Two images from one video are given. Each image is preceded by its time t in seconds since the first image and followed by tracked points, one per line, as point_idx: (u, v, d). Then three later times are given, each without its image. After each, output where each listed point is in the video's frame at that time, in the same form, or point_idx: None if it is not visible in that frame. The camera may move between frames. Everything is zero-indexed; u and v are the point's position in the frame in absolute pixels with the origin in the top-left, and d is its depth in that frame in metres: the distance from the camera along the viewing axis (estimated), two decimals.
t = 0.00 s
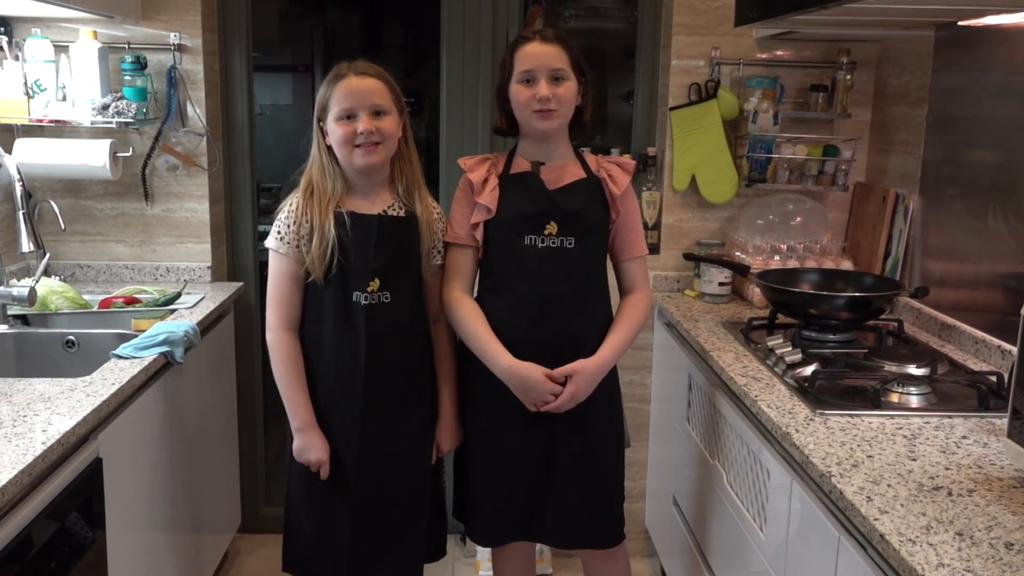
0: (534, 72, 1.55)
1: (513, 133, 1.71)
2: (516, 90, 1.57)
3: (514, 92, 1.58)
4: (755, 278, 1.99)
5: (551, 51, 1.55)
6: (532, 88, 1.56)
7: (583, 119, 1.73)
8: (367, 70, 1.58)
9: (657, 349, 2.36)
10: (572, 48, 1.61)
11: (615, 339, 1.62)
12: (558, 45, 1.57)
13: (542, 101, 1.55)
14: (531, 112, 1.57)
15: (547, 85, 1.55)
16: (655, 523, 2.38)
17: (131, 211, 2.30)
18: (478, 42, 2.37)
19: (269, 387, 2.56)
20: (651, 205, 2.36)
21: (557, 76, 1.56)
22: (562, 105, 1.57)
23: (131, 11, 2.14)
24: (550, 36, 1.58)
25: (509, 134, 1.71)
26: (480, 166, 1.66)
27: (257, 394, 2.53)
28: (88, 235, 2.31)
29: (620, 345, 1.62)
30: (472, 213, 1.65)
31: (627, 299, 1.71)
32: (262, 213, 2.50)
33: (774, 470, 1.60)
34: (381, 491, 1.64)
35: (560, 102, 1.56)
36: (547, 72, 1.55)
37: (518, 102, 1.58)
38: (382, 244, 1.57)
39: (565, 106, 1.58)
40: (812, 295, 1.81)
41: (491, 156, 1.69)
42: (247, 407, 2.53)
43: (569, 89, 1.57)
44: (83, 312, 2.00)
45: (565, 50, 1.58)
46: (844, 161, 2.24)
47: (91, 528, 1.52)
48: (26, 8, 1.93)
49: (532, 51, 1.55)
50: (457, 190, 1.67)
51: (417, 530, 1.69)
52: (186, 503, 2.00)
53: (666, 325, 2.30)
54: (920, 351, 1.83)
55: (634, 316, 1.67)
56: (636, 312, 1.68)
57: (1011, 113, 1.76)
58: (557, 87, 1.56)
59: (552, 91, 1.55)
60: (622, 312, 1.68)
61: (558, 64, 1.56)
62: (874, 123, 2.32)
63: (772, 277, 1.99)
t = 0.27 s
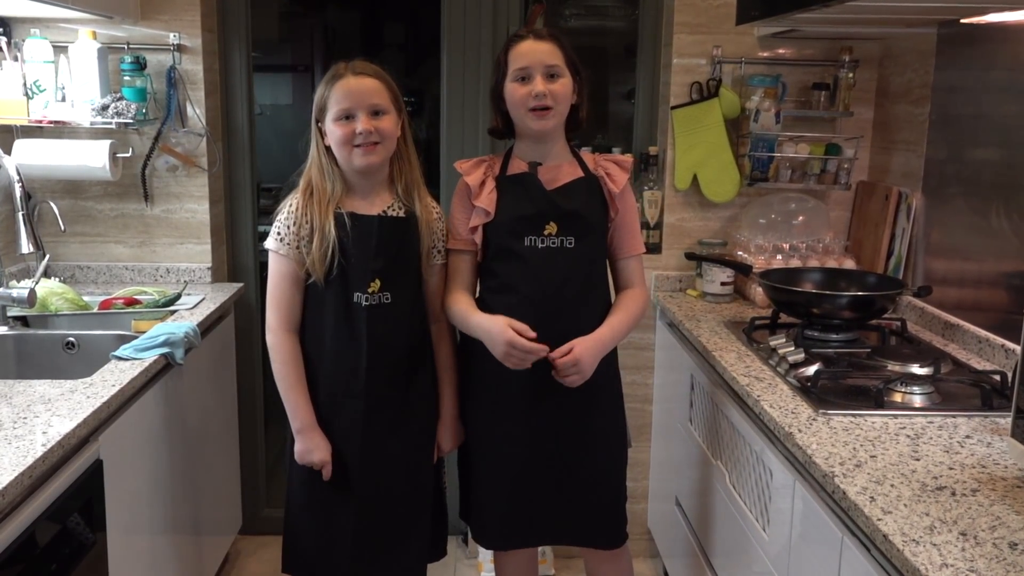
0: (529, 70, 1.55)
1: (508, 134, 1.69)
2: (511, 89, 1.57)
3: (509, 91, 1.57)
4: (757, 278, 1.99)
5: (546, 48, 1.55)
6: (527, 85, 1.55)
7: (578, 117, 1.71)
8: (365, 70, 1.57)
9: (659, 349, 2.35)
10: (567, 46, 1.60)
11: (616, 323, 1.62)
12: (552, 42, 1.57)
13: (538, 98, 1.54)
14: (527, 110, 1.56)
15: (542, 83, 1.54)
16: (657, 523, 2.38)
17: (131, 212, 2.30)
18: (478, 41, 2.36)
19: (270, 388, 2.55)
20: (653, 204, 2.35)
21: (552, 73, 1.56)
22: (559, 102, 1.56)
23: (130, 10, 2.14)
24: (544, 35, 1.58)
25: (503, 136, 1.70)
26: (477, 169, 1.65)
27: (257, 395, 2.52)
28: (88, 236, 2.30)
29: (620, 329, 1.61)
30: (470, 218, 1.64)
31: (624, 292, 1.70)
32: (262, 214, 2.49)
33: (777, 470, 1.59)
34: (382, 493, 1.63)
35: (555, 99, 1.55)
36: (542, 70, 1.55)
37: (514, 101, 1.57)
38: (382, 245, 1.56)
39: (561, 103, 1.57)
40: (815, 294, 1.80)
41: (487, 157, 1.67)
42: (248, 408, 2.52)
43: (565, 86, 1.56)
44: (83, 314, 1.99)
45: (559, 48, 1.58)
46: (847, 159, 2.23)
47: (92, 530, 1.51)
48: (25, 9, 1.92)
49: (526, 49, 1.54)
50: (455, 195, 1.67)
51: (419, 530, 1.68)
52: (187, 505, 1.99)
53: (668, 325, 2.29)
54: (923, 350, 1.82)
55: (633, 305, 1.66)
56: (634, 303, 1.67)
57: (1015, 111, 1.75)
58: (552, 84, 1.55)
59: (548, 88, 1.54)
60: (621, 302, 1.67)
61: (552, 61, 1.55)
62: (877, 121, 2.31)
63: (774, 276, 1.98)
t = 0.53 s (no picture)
0: (528, 73, 1.54)
1: (506, 134, 1.69)
2: (509, 91, 1.56)
3: (509, 93, 1.57)
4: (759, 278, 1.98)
5: (546, 50, 1.54)
6: (527, 87, 1.55)
7: (578, 119, 1.71)
8: (365, 71, 1.56)
9: (662, 349, 2.34)
10: (566, 46, 1.59)
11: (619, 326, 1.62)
12: (551, 43, 1.56)
13: (537, 101, 1.54)
14: (526, 112, 1.55)
15: (541, 84, 1.54)
16: (660, 524, 2.37)
17: (131, 214, 2.29)
18: (478, 41, 2.35)
19: (271, 390, 2.55)
20: (654, 203, 2.34)
21: (552, 75, 1.55)
22: (558, 103, 1.55)
23: (130, 12, 2.13)
24: (543, 35, 1.57)
25: (502, 136, 1.69)
26: (476, 169, 1.64)
27: (259, 397, 2.52)
28: (88, 238, 2.30)
29: (622, 332, 1.62)
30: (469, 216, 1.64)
31: (628, 292, 1.70)
32: (262, 215, 2.49)
33: (780, 470, 1.58)
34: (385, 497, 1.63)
35: (555, 100, 1.55)
36: (541, 71, 1.54)
37: (513, 103, 1.56)
38: (384, 246, 1.56)
39: (561, 105, 1.56)
40: (816, 294, 1.80)
41: (487, 158, 1.67)
42: (249, 410, 2.52)
43: (565, 87, 1.56)
44: (84, 316, 1.99)
45: (559, 48, 1.57)
46: (849, 158, 2.22)
47: (94, 533, 1.51)
48: (25, 11, 1.92)
49: (525, 50, 1.54)
50: (454, 193, 1.66)
51: (422, 530, 1.69)
52: (189, 508, 1.99)
53: (670, 325, 2.28)
54: (927, 349, 1.81)
55: (634, 307, 1.66)
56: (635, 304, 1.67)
57: (1017, 109, 1.74)
58: (552, 85, 1.55)
59: (547, 90, 1.54)
60: (623, 303, 1.67)
61: (552, 62, 1.54)
62: (879, 120, 2.30)
63: (776, 276, 1.98)
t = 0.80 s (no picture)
0: (539, 69, 1.53)
1: (515, 129, 1.69)
2: (519, 87, 1.55)
3: (517, 88, 1.56)
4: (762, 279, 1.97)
5: (557, 49, 1.53)
6: (536, 85, 1.54)
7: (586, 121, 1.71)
8: (371, 74, 1.56)
9: (664, 351, 2.34)
10: (579, 47, 1.59)
11: (615, 330, 1.60)
12: (565, 43, 1.56)
13: (545, 99, 1.53)
14: (532, 110, 1.55)
15: (551, 84, 1.53)
16: (662, 527, 2.36)
17: (132, 215, 2.29)
18: (480, 41, 2.35)
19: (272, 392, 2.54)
20: (656, 205, 2.34)
21: (562, 76, 1.54)
22: (566, 105, 1.55)
23: (130, 12, 2.13)
24: (557, 34, 1.56)
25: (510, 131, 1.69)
26: (482, 169, 1.64)
27: (259, 399, 2.51)
28: (89, 239, 2.30)
29: (616, 337, 1.60)
30: (472, 216, 1.63)
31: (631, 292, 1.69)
32: (262, 216, 2.48)
33: (783, 472, 1.58)
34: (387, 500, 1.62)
35: (563, 101, 1.54)
36: (552, 70, 1.53)
37: (520, 99, 1.55)
38: (393, 248, 1.56)
39: (569, 107, 1.55)
40: (819, 295, 1.79)
41: (494, 157, 1.67)
42: (250, 412, 2.51)
43: (574, 89, 1.55)
44: (85, 318, 1.98)
45: (571, 48, 1.56)
46: (852, 159, 2.22)
47: (95, 535, 1.51)
48: (25, 12, 1.92)
49: (538, 47, 1.53)
50: (459, 194, 1.65)
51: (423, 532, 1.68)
52: (191, 510, 1.99)
53: (673, 326, 2.28)
54: (930, 351, 1.81)
55: (634, 310, 1.65)
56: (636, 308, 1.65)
57: (1020, 110, 1.73)
58: (562, 87, 1.54)
59: (557, 90, 1.53)
60: (625, 305, 1.66)
61: (564, 63, 1.54)
62: (882, 121, 2.29)
63: (779, 277, 1.97)
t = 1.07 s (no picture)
0: (544, 72, 1.53)
1: (520, 131, 1.68)
2: (525, 89, 1.55)
3: (523, 91, 1.55)
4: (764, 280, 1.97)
5: (562, 51, 1.53)
6: (541, 87, 1.54)
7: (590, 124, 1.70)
8: (378, 77, 1.55)
9: (666, 353, 2.33)
10: (585, 51, 1.58)
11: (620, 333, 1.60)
12: (569, 45, 1.55)
13: (551, 102, 1.52)
14: (538, 112, 1.54)
15: (556, 87, 1.53)
16: (665, 530, 2.36)
17: (133, 217, 2.29)
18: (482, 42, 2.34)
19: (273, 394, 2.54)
20: (658, 206, 2.35)
21: (567, 78, 1.54)
22: (571, 107, 1.54)
23: (132, 14, 2.13)
24: (563, 37, 1.56)
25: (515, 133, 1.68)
26: (485, 169, 1.63)
27: (261, 401, 2.51)
28: (90, 241, 2.29)
29: (621, 340, 1.60)
30: (476, 216, 1.62)
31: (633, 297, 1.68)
32: (264, 217, 2.48)
33: (786, 475, 1.57)
34: (389, 502, 1.62)
35: (569, 104, 1.54)
36: (557, 73, 1.53)
37: (526, 101, 1.55)
38: (402, 250, 1.56)
39: (574, 109, 1.55)
40: (822, 296, 1.78)
41: (496, 157, 1.66)
42: (251, 414, 2.51)
43: (580, 92, 1.55)
44: (86, 320, 1.98)
45: (577, 51, 1.56)
46: (855, 160, 2.21)
47: (96, 538, 1.50)
48: (26, 13, 1.92)
49: (545, 49, 1.53)
50: (462, 195, 1.64)
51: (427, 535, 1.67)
52: (192, 513, 1.98)
53: (675, 328, 2.27)
54: (933, 353, 1.80)
55: (638, 314, 1.64)
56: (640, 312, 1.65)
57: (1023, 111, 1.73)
58: (568, 89, 1.54)
59: (562, 93, 1.53)
60: (627, 309, 1.65)
61: (569, 66, 1.53)
62: (885, 121, 2.29)
63: (782, 279, 1.97)
